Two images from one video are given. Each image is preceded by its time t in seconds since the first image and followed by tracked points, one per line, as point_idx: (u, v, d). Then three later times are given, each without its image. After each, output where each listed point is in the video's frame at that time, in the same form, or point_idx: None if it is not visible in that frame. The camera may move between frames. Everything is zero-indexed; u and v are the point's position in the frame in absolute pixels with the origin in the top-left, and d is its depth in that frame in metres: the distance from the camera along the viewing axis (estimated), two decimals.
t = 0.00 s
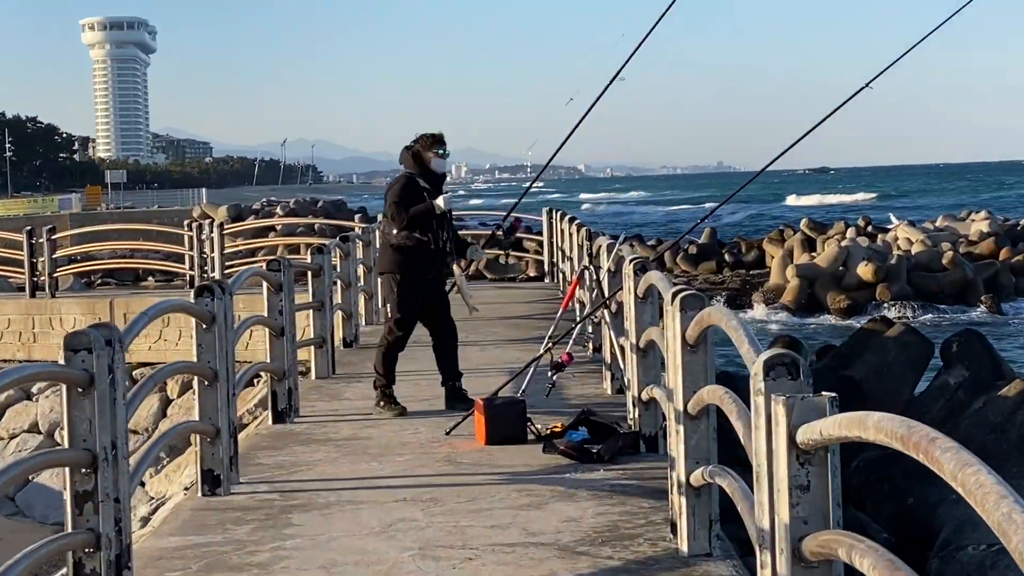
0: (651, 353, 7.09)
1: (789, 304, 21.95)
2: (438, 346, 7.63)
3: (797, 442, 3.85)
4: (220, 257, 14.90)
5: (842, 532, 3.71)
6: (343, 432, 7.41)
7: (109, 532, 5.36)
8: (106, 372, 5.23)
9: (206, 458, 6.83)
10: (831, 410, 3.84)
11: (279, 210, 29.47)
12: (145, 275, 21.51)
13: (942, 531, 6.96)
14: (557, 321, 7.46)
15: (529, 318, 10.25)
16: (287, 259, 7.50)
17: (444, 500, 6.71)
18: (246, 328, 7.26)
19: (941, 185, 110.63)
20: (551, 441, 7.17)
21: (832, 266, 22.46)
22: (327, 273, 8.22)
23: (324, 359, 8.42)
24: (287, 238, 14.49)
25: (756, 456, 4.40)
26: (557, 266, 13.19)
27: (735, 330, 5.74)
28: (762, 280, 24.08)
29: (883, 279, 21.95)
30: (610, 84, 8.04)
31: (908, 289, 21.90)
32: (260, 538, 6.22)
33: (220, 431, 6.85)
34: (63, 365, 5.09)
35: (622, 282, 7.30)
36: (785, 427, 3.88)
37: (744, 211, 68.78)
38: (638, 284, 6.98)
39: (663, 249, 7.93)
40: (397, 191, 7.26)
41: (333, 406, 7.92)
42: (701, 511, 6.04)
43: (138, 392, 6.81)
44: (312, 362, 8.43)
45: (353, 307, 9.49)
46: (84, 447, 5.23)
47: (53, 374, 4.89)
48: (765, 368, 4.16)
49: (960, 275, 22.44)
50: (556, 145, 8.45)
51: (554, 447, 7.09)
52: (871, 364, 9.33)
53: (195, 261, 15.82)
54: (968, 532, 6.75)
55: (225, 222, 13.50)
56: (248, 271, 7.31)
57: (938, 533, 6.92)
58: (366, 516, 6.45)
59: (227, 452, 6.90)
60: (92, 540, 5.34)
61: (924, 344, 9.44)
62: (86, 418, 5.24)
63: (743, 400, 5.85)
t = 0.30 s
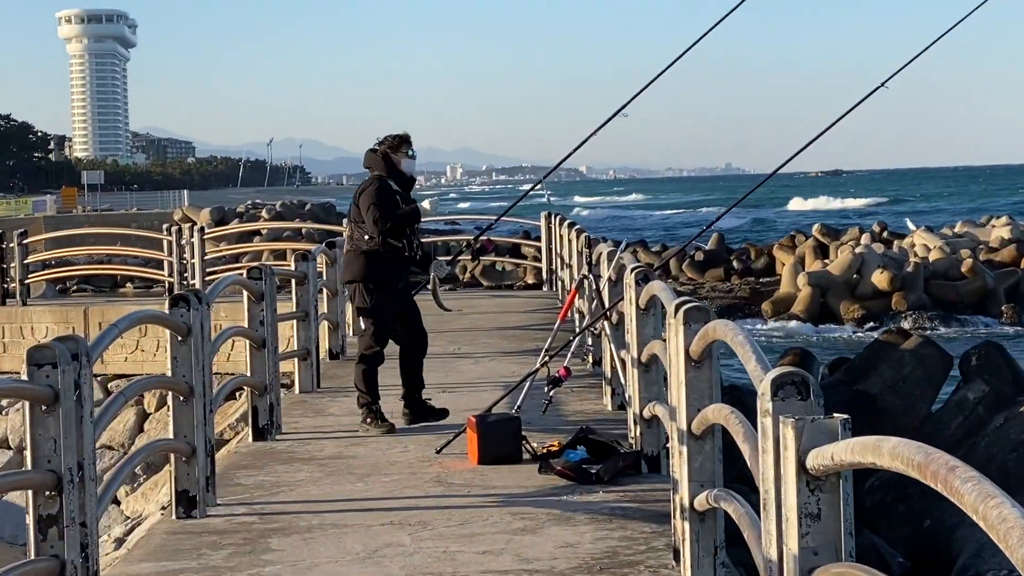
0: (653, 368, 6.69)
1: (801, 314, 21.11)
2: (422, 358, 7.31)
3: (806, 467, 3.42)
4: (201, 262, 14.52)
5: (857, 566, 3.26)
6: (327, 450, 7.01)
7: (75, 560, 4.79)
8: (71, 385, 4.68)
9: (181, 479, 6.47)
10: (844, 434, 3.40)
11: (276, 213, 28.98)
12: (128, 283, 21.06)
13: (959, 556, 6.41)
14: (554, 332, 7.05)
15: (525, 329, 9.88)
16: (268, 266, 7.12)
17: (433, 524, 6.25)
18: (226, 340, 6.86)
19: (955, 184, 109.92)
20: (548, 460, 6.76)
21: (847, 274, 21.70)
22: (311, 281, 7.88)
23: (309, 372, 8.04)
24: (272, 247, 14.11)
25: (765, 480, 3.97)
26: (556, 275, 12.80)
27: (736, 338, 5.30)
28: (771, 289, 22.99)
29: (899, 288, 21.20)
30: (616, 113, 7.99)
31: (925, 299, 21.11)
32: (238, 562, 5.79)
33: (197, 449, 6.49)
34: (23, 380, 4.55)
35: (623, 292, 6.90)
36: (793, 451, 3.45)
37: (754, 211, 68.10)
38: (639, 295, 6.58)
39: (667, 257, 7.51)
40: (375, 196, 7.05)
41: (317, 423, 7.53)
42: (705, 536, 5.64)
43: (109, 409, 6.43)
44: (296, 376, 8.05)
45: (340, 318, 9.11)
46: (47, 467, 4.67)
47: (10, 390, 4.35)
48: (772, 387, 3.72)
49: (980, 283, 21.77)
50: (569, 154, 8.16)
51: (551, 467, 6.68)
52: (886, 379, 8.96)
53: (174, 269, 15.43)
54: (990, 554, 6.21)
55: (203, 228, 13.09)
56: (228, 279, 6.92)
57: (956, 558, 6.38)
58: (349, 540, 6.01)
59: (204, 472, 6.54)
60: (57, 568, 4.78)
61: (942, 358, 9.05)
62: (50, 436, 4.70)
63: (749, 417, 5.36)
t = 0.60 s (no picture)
0: (653, 372, 6.57)
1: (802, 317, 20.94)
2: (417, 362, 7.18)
3: (811, 477, 3.27)
4: (192, 264, 14.39)
5: None
6: (320, 454, 6.88)
7: (62, 566, 4.66)
8: (58, 390, 4.54)
9: (170, 485, 6.35)
10: (850, 442, 3.25)
11: (270, 213, 28.84)
12: (118, 284, 20.91)
13: (964, 564, 6.31)
14: (552, 336, 6.91)
15: (522, 332, 9.74)
16: (262, 267, 6.97)
17: (429, 531, 6.13)
18: (217, 343, 6.71)
19: (951, 187, 109.94)
20: (545, 467, 6.62)
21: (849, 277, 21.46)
22: (305, 283, 7.77)
23: (302, 375, 7.90)
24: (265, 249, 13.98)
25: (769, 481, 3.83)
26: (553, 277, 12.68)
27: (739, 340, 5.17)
28: (772, 291, 22.75)
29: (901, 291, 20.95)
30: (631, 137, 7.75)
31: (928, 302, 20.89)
32: (228, 570, 5.66)
33: (187, 455, 6.37)
34: (10, 385, 4.40)
35: (622, 295, 6.77)
36: (798, 460, 3.30)
37: (750, 213, 67.97)
38: (639, 297, 6.46)
39: (668, 258, 7.37)
40: (368, 196, 6.95)
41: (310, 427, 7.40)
42: (707, 544, 5.57)
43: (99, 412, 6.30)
44: (288, 380, 7.93)
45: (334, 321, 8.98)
46: (33, 473, 4.54)
47: None
48: (775, 394, 3.58)
49: (984, 287, 21.49)
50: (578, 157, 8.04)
51: (548, 474, 6.54)
52: (890, 384, 8.79)
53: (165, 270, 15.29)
54: (995, 567, 6.08)
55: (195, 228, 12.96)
56: (219, 281, 6.78)
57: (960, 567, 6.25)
58: (343, 547, 5.89)
59: (195, 478, 6.41)
60: None
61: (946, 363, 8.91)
62: (36, 442, 4.56)
63: (752, 425, 5.21)
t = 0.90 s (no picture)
0: (659, 373, 6.36)
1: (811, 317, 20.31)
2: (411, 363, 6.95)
3: (827, 482, 3.16)
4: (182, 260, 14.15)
5: None
6: (314, 456, 6.63)
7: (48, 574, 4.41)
8: (44, 392, 4.30)
9: (159, 489, 6.14)
10: (867, 447, 3.14)
11: (261, 209, 28.59)
12: (105, 282, 20.63)
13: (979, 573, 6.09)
14: (554, 336, 6.69)
15: (523, 332, 9.51)
16: (254, 264, 6.70)
17: (427, 537, 5.90)
18: (208, 342, 6.49)
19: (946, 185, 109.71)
20: (547, 471, 6.41)
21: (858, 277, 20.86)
22: (298, 281, 7.53)
23: (295, 376, 7.66)
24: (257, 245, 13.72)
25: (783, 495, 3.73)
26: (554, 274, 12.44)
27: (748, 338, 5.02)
28: (780, 290, 22.16)
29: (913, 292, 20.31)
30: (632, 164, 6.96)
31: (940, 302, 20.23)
32: None
33: (177, 458, 6.14)
34: None
35: (627, 294, 6.56)
36: (814, 464, 3.20)
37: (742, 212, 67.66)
38: (646, 296, 6.25)
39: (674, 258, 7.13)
40: (368, 193, 6.70)
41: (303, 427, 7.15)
42: (715, 552, 5.36)
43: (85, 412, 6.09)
44: (280, 381, 7.69)
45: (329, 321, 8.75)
46: (17, 478, 4.29)
47: None
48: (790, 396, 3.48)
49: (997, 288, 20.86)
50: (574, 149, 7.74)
51: (550, 478, 6.33)
52: (902, 387, 8.66)
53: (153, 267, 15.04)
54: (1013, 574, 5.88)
55: (182, 226, 12.70)
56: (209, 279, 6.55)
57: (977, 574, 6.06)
58: (338, 554, 5.65)
59: (185, 482, 6.19)
60: None
61: (960, 365, 8.76)
62: (21, 446, 4.32)
63: (764, 429, 5.02)
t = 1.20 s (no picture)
0: (666, 367, 6.14)
1: (822, 311, 19.50)
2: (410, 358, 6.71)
3: (841, 481, 2.96)
4: (170, 251, 13.90)
5: None
6: (307, 450, 6.39)
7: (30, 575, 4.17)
8: (27, 384, 4.07)
9: (147, 487, 5.89)
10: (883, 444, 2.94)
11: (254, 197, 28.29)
12: (93, 273, 20.38)
13: (996, 575, 5.84)
14: (556, 329, 6.47)
15: (524, 325, 9.28)
16: (245, 255, 6.47)
17: (424, 538, 5.67)
18: (197, 336, 6.25)
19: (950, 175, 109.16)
20: (549, 470, 6.17)
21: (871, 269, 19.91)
22: (290, 272, 7.29)
23: (287, 369, 7.42)
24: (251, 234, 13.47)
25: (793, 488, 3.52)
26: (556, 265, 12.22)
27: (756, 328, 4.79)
28: (789, 283, 21.41)
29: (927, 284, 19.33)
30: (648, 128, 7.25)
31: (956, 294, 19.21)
32: None
33: (164, 454, 5.89)
34: None
35: (632, 286, 6.35)
36: (827, 462, 2.99)
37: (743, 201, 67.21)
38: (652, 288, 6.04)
39: (679, 248, 6.92)
40: (364, 178, 6.49)
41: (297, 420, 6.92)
42: (724, 553, 5.15)
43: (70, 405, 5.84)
44: (271, 375, 7.44)
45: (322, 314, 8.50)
46: None
47: None
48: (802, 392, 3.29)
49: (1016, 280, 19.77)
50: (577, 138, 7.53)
51: (551, 477, 6.10)
52: (916, 382, 8.53)
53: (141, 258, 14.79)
54: None
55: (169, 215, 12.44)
56: (198, 270, 6.31)
57: None
58: (332, 554, 5.42)
59: (174, 480, 5.94)
60: None
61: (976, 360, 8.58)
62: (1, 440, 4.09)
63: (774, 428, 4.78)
